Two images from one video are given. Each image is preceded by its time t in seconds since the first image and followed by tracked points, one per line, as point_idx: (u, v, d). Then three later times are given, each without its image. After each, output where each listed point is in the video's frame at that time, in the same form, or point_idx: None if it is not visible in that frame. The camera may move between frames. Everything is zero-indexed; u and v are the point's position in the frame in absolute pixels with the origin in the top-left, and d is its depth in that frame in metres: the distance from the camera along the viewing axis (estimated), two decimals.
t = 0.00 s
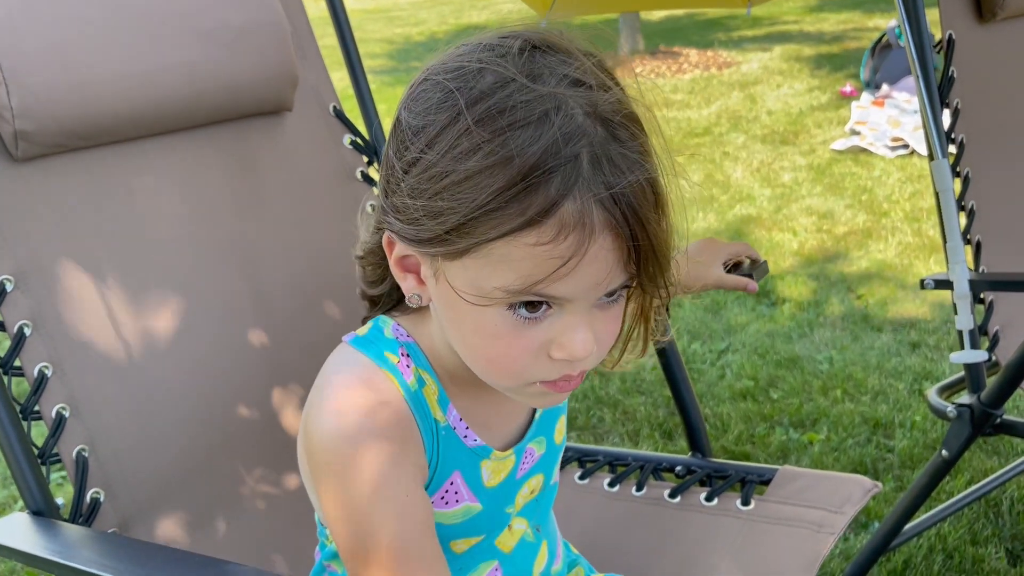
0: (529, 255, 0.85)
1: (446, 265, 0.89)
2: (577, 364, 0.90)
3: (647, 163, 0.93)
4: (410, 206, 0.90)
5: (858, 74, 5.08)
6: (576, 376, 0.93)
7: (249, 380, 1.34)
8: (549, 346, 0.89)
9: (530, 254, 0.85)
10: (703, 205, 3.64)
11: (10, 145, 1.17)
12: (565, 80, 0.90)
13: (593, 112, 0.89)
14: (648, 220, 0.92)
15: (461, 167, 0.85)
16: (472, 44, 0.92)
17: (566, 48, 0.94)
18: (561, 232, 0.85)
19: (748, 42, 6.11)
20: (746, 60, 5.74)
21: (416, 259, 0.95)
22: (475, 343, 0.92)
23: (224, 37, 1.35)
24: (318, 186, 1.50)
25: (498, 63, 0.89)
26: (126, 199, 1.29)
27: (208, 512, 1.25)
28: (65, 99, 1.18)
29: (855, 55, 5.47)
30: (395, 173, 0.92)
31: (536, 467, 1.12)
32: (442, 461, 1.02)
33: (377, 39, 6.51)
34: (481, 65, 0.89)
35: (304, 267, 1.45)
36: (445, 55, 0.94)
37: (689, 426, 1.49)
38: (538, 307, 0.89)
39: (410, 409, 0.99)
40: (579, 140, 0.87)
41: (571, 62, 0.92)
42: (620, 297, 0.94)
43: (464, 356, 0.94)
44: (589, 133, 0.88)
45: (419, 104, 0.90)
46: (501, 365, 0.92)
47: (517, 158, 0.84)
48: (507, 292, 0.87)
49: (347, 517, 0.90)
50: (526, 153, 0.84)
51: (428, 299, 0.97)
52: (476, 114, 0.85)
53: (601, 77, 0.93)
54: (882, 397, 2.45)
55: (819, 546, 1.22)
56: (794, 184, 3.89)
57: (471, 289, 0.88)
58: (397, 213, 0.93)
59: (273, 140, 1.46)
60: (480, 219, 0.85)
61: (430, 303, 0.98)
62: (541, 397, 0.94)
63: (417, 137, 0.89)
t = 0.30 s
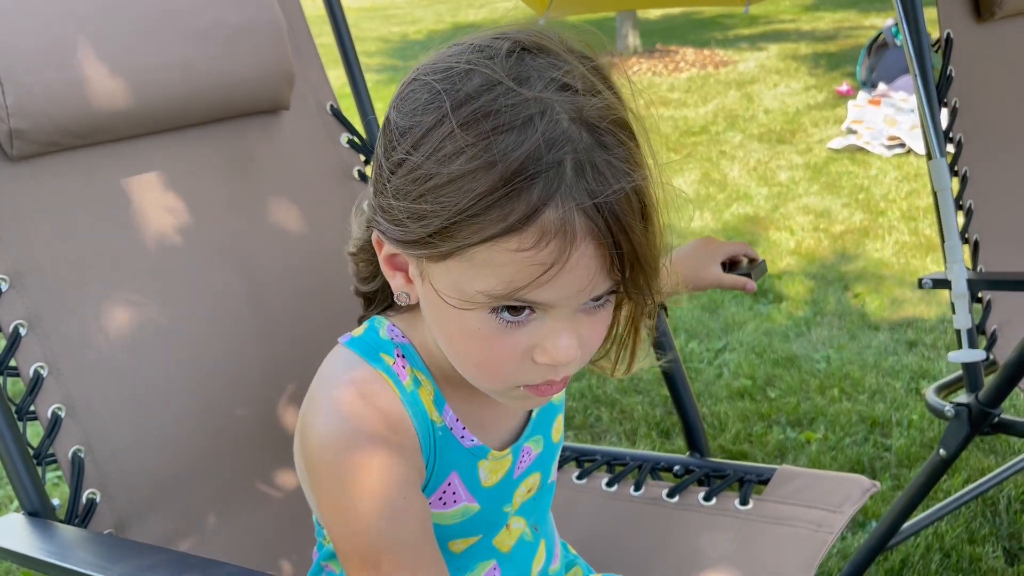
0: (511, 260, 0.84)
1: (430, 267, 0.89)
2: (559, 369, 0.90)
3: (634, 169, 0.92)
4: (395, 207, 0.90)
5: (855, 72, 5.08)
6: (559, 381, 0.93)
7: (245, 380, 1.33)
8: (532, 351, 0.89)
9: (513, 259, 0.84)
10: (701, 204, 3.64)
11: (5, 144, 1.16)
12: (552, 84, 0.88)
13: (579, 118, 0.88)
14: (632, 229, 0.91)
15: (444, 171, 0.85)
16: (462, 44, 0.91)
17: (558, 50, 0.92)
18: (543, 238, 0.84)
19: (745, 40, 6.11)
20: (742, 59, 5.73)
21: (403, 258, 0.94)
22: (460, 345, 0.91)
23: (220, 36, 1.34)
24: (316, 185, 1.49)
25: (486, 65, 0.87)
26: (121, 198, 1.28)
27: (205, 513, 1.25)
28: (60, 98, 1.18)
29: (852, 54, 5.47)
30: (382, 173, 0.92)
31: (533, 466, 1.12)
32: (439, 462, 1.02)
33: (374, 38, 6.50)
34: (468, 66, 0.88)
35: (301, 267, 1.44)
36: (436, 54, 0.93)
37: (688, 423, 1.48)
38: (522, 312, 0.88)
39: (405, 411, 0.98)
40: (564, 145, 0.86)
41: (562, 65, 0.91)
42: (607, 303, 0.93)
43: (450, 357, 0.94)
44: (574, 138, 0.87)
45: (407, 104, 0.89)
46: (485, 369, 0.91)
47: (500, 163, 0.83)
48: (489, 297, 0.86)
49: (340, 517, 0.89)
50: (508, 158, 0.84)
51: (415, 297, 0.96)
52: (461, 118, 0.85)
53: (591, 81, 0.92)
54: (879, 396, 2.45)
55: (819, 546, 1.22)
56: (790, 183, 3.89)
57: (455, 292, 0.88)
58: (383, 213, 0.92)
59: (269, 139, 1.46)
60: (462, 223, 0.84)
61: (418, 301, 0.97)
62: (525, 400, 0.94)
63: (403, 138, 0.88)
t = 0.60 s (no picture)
0: (497, 249, 0.84)
1: (418, 260, 0.89)
2: (550, 359, 0.90)
3: (619, 154, 0.92)
4: (381, 201, 0.90)
5: (851, 71, 5.08)
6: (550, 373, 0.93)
7: (242, 376, 1.33)
8: (522, 341, 0.89)
9: (498, 248, 0.84)
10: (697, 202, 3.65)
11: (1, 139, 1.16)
12: (532, 71, 0.88)
13: (560, 104, 0.88)
14: (618, 215, 0.90)
15: (426, 162, 0.85)
16: (444, 36, 0.91)
17: (538, 38, 0.92)
18: (528, 226, 0.84)
19: (741, 39, 6.11)
20: (739, 57, 5.73)
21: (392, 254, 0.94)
22: (450, 338, 0.91)
23: (216, 31, 1.34)
24: (313, 181, 1.49)
25: (466, 55, 0.87)
26: (118, 194, 1.28)
27: (202, 509, 1.25)
28: (56, 93, 1.17)
29: (848, 53, 5.48)
30: (367, 168, 0.92)
31: (529, 460, 1.12)
32: (436, 457, 1.02)
33: (370, 36, 6.49)
34: (449, 57, 0.88)
35: (298, 263, 1.44)
36: (417, 47, 0.93)
37: (683, 419, 1.49)
38: (510, 302, 0.88)
39: (400, 407, 0.97)
40: (545, 132, 0.86)
41: (542, 53, 0.91)
42: (596, 291, 0.93)
43: (439, 351, 0.94)
44: (556, 124, 0.87)
45: (390, 97, 0.89)
46: (475, 361, 0.91)
47: (482, 151, 0.83)
48: (477, 287, 0.86)
49: (341, 515, 0.90)
50: (490, 146, 0.83)
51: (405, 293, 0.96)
52: (442, 108, 0.85)
53: (573, 68, 0.91)
54: (875, 393, 2.45)
55: (815, 542, 1.23)
56: (787, 180, 3.89)
57: (443, 283, 0.88)
58: (370, 208, 0.92)
59: (267, 135, 1.46)
60: (447, 214, 0.84)
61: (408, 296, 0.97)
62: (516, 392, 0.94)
63: (386, 131, 0.88)
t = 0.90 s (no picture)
0: (484, 235, 0.85)
1: (409, 251, 0.90)
2: (543, 343, 0.90)
3: (603, 138, 0.93)
4: (370, 194, 0.91)
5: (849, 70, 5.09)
6: (544, 357, 0.93)
7: (241, 373, 1.33)
8: (516, 326, 0.89)
9: (486, 233, 0.85)
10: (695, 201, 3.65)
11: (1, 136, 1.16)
12: (513, 58, 0.89)
13: (541, 89, 0.89)
14: (604, 198, 0.91)
15: (412, 151, 0.86)
16: (427, 30, 0.93)
17: (518, 27, 0.93)
18: (514, 211, 0.85)
19: (739, 38, 6.11)
20: (737, 56, 5.74)
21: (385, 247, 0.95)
22: (443, 325, 0.92)
23: (215, 28, 1.35)
24: (311, 179, 1.50)
25: (447, 45, 0.89)
26: (118, 191, 1.28)
27: (201, 505, 1.25)
28: (56, 90, 1.18)
29: (846, 52, 5.48)
30: (357, 163, 0.93)
31: (527, 452, 1.12)
32: (435, 449, 1.03)
33: (368, 35, 6.49)
34: (431, 48, 0.89)
35: (296, 260, 1.44)
36: (401, 43, 0.95)
37: (681, 416, 1.50)
38: (502, 287, 0.89)
39: (399, 398, 0.99)
40: (527, 116, 0.87)
41: (523, 41, 0.92)
42: (588, 275, 0.93)
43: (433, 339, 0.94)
44: (538, 109, 0.88)
45: (376, 92, 0.91)
46: (468, 348, 0.92)
47: (465, 138, 0.84)
48: (467, 273, 0.87)
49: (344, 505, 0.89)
50: (473, 133, 0.85)
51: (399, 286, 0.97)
52: (425, 98, 0.86)
53: (554, 55, 0.93)
54: (872, 390, 2.46)
55: (811, 536, 1.24)
56: (784, 179, 3.90)
57: (434, 272, 0.88)
58: (360, 204, 0.93)
59: (266, 132, 1.46)
60: (433, 202, 0.85)
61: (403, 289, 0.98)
62: (512, 377, 0.94)
63: (373, 124, 0.90)
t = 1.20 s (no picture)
0: (485, 224, 0.85)
1: (412, 246, 0.90)
2: (548, 333, 0.90)
3: (600, 126, 0.94)
4: (373, 191, 0.91)
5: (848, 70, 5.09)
6: (548, 351, 0.93)
7: (244, 373, 1.34)
8: (519, 318, 0.89)
9: (487, 223, 0.85)
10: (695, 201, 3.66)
11: (6, 137, 1.17)
12: (508, 51, 0.91)
13: (537, 79, 0.90)
14: (603, 185, 0.91)
15: (413, 144, 0.87)
16: (424, 29, 0.95)
17: (512, 23, 0.95)
18: (514, 198, 0.86)
19: (739, 38, 6.11)
20: (737, 56, 5.74)
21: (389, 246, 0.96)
22: (446, 320, 0.92)
23: (218, 29, 1.35)
24: (313, 179, 1.50)
25: (444, 41, 0.90)
26: (122, 192, 1.29)
27: (206, 503, 1.26)
28: (60, 91, 1.19)
29: (845, 52, 5.49)
30: (359, 162, 0.94)
31: (531, 452, 1.13)
32: (438, 448, 1.03)
33: (368, 36, 6.50)
34: (429, 44, 0.90)
35: (299, 260, 1.45)
36: (398, 44, 0.97)
37: (682, 416, 1.50)
38: (504, 278, 0.89)
39: (404, 397, 1.00)
40: (524, 106, 0.88)
41: (517, 36, 0.93)
42: (589, 265, 0.93)
43: (437, 334, 0.94)
44: (534, 98, 0.89)
45: (375, 89, 0.92)
46: (472, 341, 0.92)
47: (464, 128, 0.85)
48: (470, 264, 0.87)
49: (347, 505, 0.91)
50: (471, 123, 0.86)
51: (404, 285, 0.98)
52: (424, 92, 0.87)
53: (548, 47, 0.94)
54: (872, 390, 2.47)
55: (811, 535, 1.25)
56: (784, 179, 3.90)
57: (437, 264, 0.88)
58: (363, 204, 0.94)
59: (268, 133, 1.47)
60: (434, 194, 0.86)
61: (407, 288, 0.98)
62: (516, 373, 0.94)
63: (373, 121, 0.91)
